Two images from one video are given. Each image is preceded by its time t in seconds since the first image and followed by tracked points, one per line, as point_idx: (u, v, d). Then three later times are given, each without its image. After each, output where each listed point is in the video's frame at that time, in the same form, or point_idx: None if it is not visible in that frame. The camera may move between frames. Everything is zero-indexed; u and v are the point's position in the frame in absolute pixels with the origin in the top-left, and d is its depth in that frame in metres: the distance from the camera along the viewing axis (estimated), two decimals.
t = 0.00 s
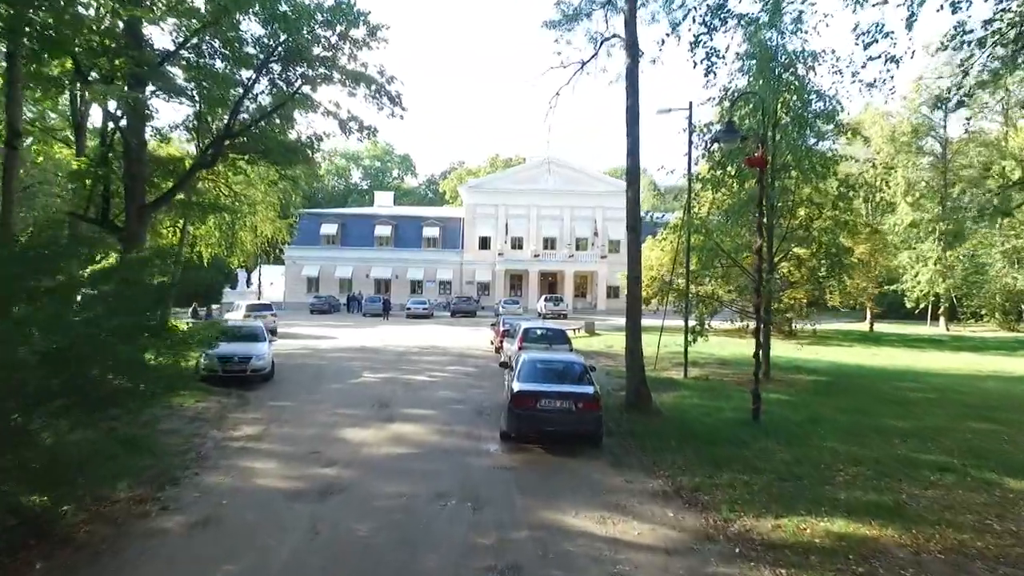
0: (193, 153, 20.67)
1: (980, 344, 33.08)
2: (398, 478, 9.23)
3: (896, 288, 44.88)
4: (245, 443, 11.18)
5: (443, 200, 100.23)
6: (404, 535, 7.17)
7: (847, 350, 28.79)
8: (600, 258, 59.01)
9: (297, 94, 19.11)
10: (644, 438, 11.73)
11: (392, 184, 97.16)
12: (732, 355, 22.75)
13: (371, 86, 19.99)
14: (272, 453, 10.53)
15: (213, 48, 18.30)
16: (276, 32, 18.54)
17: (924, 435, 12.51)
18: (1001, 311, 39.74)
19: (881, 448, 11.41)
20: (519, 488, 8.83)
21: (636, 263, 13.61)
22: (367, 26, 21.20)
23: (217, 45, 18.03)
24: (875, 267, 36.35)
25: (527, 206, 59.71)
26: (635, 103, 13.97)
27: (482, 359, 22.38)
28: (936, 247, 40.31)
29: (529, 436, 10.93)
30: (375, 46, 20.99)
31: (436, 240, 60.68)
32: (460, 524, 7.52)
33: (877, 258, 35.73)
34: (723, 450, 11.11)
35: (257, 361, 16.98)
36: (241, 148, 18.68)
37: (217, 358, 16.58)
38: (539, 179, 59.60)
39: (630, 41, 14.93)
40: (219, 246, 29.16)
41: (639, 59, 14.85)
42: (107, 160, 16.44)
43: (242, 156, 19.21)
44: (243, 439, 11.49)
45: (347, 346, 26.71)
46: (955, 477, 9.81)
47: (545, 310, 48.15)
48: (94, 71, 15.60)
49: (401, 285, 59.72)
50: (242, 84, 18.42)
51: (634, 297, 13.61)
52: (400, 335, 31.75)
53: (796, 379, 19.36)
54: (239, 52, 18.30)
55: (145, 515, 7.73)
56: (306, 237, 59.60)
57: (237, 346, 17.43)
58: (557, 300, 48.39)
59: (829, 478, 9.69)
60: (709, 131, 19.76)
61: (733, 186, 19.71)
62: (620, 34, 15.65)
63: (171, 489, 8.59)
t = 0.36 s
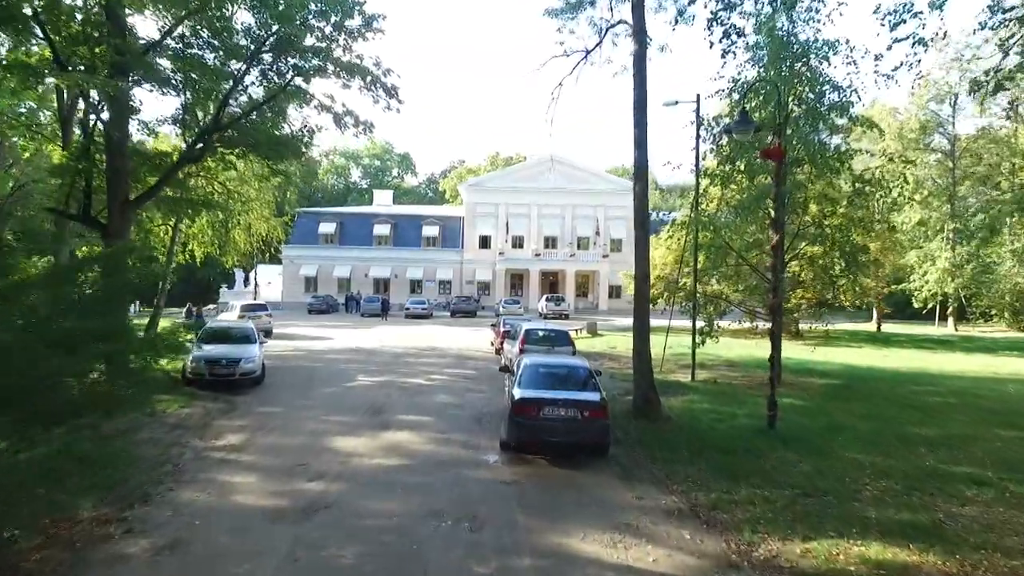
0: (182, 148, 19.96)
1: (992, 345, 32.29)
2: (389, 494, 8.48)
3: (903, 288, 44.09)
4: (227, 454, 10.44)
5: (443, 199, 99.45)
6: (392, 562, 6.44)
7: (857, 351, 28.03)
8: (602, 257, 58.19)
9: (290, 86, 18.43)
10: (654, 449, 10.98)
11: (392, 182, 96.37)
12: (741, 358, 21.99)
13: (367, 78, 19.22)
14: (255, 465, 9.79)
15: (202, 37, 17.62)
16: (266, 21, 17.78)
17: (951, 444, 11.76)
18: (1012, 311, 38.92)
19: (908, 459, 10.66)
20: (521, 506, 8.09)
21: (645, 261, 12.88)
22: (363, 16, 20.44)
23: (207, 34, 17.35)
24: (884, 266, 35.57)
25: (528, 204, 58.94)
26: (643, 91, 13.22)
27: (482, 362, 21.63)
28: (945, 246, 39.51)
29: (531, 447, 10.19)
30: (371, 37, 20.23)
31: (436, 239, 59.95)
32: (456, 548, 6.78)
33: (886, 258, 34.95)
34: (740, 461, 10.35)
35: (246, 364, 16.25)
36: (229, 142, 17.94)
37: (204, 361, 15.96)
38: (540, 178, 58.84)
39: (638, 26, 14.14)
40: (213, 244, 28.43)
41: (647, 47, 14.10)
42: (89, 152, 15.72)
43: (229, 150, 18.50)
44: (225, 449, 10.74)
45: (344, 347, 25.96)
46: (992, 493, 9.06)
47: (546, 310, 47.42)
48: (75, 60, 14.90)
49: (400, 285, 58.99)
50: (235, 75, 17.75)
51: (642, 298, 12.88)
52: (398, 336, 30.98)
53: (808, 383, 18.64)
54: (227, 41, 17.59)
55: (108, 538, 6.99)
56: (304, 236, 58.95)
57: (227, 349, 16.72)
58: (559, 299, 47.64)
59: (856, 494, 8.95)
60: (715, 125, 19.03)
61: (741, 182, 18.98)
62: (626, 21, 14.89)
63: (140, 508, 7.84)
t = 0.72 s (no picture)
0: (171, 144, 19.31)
1: (1005, 346, 31.54)
2: (379, 514, 7.72)
3: (911, 287, 43.32)
4: (205, 467, 9.69)
5: (443, 198, 98.63)
6: None
7: (868, 353, 27.24)
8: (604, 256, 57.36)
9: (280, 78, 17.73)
10: (665, 460, 10.22)
11: (392, 181, 95.54)
12: (750, 361, 21.22)
13: (362, 68, 18.48)
14: (235, 480, 9.05)
15: (190, 26, 16.93)
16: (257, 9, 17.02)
17: (982, 455, 11.01)
18: None
19: (941, 472, 9.89)
20: (525, 529, 7.33)
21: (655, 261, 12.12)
22: (358, 5, 19.70)
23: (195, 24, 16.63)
24: (893, 266, 34.77)
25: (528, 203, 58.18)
26: (653, 78, 12.44)
27: (482, 364, 20.91)
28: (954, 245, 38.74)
29: (534, 461, 9.42)
30: (367, 26, 19.49)
31: (435, 238, 59.20)
32: None
33: (895, 257, 34.21)
34: (759, 475, 9.60)
35: (234, 368, 15.49)
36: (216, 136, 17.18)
37: (189, 365, 15.24)
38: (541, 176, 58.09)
39: (647, 10, 13.36)
40: (206, 243, 27.69)
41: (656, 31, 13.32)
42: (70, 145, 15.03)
43: (216, 144, 17.73)
44: (204, 461, 9.99)
45: (339, 349, 25.19)
46: None
47: (547, 310, 46.67)
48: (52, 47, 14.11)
49: (399, 284, 58.28)
50: (224, 66, 17.01)
51: (651, 300, 12.12)
52: (395, 337, 30.18)
53: (821, 387, 17.89)
54: (215, 30, 16.83)
55: (59, 570, 6.22)
56: (302, 235, 58.32)
57: (216, 351, 15.99)
58: (560, 299, 46.88)
59: (891, 513, 8.18)
60: (723, 119, 18.33)
61: (751, 177, 18.20)
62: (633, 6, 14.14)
63: (103, 533, 7.09)
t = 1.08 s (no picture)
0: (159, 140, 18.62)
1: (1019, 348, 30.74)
2: (365, 539, 6.96)
3: (919, 287, 42.53)
4: (180, 482, 8.93)
5: (443, 197, 97.88)
6: None
7: (879, 355, 26.44)
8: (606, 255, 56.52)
9: (271, 68, 17.01)
10: (679, 475, 9.47)
11: (391, 180, 94.80)
12: (760, 364, 20.46)
13: (355, 59, 17.73)
14: (212, 497, 8.31)
15: (177, 14, 16.24)
16: None
17: (1019, 468, 10.24)
18: None
19: (979, 488, 9.10)
20: (527, 557, 6.57)
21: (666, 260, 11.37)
22: None
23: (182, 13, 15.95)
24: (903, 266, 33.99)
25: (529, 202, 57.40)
26: (664, 64, 11.67)
27: (481, 367, 20.17)
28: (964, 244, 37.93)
29: (538, 476, 8.68)
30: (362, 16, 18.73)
31: (434, 237, 58.42)
32: None
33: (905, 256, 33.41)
34: (782, 491, 8.84)
35: (220, 373, 14.71)
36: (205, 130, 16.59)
37: (173, 370, 14.50)
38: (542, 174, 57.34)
39: None
40: (198, 242, 26.97)
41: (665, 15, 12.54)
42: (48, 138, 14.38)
43: (202, 137, 17.03)
44: (180, 476, 9.23)
45: (335, 350, 24.44)
46: None
47: (548, 310, 45.91)
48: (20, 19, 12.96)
49: (398, 284, 57.56)
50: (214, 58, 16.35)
51: (661, 304, 11.37)
52: (393, 339, 29.43)
53: (836, 391, 17.11)
54: (205, 19, 16.17)
55: None
56: (300, 234, 57.64)
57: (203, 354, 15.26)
58: (561, 299, 46.12)
59: (932, 537, 7.40)
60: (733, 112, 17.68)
61: (763, 172, 17.48)
62: None
63: (54, 562, 6.34)
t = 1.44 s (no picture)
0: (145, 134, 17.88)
1: None
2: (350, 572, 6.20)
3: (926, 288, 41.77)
4: (151, 502, 8.17)
5: (443, 196, 97.04)
6: None
7: (890, 357, 25.69)
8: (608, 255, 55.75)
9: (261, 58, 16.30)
10: (695, 494, 8.72)
11: (390, 179, 93.92)
12: (771, 367, 19.70)
13: (349, 49, 16.97)
14: (184, 520, 7.54)
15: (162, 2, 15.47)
16: None
17: None
18: None
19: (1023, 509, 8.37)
20: None
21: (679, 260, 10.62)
22: None
23: None
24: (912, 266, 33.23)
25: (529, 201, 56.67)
26: (676, 50, 10.88)
27: (480, 371, 19.42)
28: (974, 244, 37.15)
29: (543, 497, 7.92)
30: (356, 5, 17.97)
31: (433, 237, 57.64)
32: None
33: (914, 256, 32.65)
34: (808, 512, 8.10)
35: (206, 379, 13.96)
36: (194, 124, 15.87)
37: (155, 375, 13.71)
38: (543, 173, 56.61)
39: None
40: (189, 241, 26.18)
41: None
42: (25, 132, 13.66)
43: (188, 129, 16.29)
44: (152, 494, 8.46)
45: (330, 353, 23.67)
46: None
47: (549, 311, 45.16)
48: None
49: (397, 285, 56.80)
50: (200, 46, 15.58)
51: (673, 307, 10.62)
52: (390, 341, 28.66)
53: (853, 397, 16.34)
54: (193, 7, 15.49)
55: None
56: (297, 234, 56.84)
57: (189, 359, 14.53)
58: (563, 299, 45.38)
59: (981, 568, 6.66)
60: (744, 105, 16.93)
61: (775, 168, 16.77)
62: None
63: None
